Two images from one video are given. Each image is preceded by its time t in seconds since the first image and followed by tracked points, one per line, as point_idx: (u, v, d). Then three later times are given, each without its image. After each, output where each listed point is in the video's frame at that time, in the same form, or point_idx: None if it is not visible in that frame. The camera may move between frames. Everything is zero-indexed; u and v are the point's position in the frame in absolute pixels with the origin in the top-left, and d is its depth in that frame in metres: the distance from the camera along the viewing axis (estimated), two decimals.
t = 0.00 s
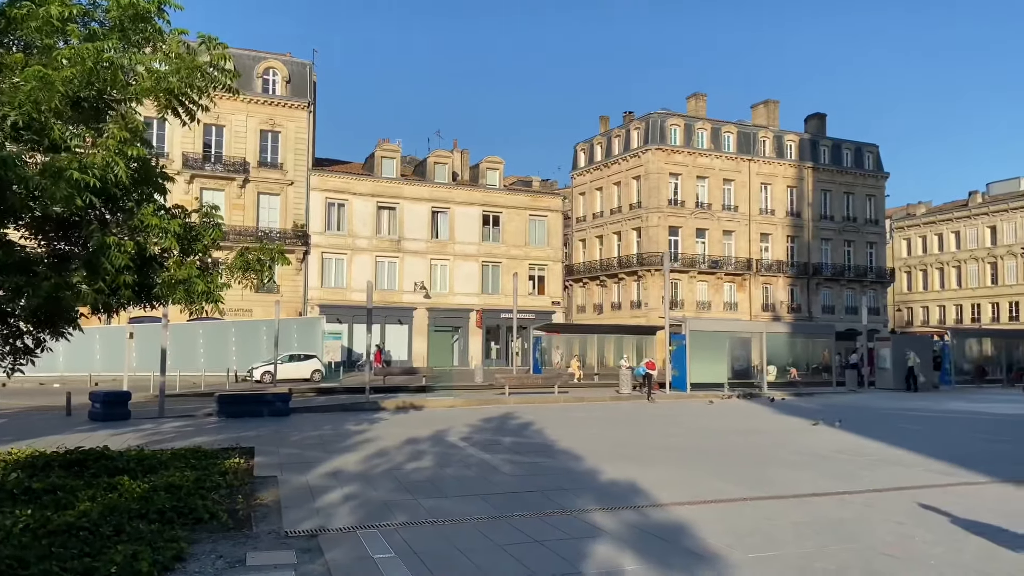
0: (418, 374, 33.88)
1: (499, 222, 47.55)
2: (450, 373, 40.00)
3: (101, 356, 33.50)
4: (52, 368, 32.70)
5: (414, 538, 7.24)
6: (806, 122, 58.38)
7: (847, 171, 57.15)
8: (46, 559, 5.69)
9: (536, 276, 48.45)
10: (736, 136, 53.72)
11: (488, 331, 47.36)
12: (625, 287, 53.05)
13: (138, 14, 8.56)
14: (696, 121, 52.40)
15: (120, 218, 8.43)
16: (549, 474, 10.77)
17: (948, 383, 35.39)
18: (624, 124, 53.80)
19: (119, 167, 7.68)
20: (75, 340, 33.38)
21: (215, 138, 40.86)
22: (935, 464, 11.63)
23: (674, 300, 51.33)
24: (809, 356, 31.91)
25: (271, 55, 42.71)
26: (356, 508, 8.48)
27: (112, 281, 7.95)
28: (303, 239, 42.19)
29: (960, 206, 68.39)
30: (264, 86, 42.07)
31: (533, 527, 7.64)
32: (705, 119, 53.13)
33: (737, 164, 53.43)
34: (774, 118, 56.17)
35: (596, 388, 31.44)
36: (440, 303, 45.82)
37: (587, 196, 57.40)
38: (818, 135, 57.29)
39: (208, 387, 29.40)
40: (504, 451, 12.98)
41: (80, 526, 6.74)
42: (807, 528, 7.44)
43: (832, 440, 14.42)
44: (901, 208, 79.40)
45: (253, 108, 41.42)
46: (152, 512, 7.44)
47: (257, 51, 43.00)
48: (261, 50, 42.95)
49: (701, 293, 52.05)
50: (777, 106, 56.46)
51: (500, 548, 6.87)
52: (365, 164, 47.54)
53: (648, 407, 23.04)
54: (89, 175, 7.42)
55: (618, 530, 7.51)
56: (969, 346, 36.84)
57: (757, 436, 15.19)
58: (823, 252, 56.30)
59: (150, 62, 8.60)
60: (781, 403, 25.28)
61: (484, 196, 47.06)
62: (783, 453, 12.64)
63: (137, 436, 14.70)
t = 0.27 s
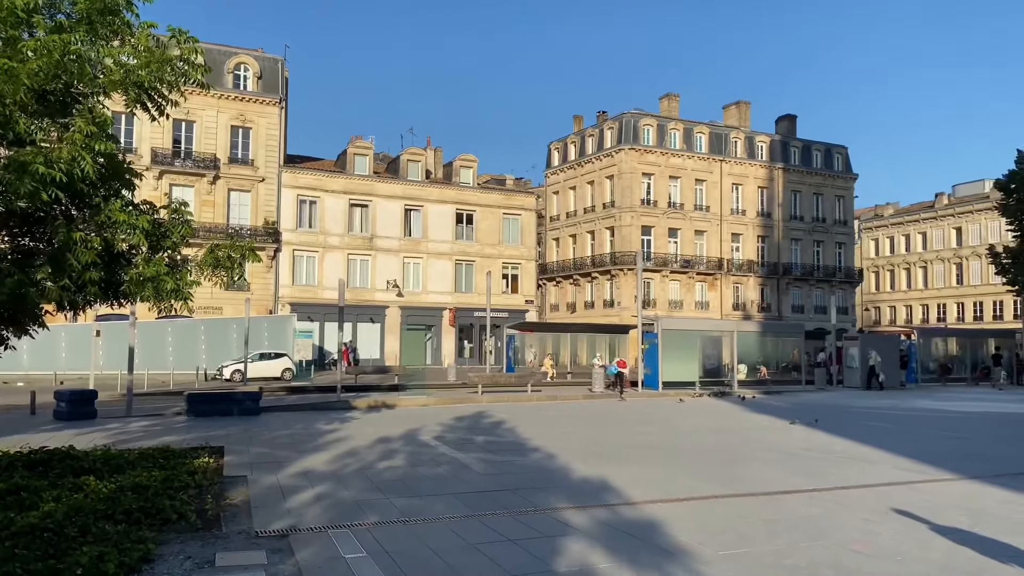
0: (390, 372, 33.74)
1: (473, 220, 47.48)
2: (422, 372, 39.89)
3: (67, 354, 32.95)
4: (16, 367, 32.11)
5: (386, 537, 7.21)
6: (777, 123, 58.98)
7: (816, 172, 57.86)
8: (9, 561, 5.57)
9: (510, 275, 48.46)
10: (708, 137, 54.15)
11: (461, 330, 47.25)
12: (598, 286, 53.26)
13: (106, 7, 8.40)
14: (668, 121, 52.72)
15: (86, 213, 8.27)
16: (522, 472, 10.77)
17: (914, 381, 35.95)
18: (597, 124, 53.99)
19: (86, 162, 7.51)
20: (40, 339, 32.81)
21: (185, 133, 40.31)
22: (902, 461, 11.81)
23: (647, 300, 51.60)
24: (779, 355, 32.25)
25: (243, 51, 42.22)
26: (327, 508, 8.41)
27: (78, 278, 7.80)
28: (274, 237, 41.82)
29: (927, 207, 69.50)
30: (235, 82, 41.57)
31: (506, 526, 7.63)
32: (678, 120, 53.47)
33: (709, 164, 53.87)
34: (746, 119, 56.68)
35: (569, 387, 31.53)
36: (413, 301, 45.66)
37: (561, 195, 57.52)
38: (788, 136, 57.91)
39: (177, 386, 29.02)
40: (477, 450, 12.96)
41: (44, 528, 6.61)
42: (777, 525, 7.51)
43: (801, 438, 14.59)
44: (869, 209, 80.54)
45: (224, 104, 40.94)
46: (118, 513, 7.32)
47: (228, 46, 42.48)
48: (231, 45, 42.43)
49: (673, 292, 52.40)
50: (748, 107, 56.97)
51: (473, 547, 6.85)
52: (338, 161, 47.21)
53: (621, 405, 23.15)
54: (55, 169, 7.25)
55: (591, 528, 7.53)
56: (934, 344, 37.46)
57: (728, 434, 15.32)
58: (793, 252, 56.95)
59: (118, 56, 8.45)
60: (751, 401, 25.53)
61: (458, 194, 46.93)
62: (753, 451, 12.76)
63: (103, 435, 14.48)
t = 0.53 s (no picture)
0: (364, 370, 33.59)
1: (448, 218, 47.40)
2: (397, 370, 39.75)
3: (35, 352, 32.45)
4: None
5: (359, 537, 7.18)
6: (750, 123, 59.49)
7: (788, 173, 58.48)
8: None
9: (485, 273, 48.44)
10: (682, 137, 54.51)
11: (437, 328, 47.14)
12: (573, 285, 53.42)
13: None
14: (643, 121, 53.00)
15: (55, 210, 8.14)
16: (496, 471, 10.77)
17: (883, 379, 36.46)
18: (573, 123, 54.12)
19: (54, 157, 7.39)
20: (7, 336, 32.31)
21: (157, 129, 39.78)
22: (870, 459, 11.98)
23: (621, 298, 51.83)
24: (751, 353, 32.57)
25: (215, 46, 41.76)
26: (300, 507, 8.35)
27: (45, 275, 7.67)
28: (247, 234, 41.46)
29: (897, 208, 70.47)
30: (208, 78, 41.12)
31: (480, 524, 7.63)
32: (652, 120, 53.76)
33: (683, 164, 54.25)
34: (719, 119, 57.14)
35: (543, 385, 31.61)
36: (388, 299, 45.49)
37: (536, 194, 57.60)
38: (761, 137, 58.46)
39: (147, 384, 28.64)
40: (451, 448, 12.95)
41: (10, 529, 6.50)
42: (748, 523, 7.59)
43: (772, 436, 14.76)
44: (841, 209, 81.55)
45: (196, 99, 40.48)
46: (86, 514, 7.21)
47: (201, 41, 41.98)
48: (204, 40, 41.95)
49: (648, 290, 52.72)
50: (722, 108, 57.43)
51: (447, 546, 6.84)
52: (312, 158, 46.88)
53: (595, 403, 23.24)
54: (23, 165, 7.13)
55: (564, 525, 7.55)
56: (903, 343, 38.04)
57: (701, 432, 15.44)
58: (765, 252, 57.52)
59: (87, 50, 8.33)
60: (723, 399, 25.77)
61: (433, 191, 46.80)
62: (725, 449, 12.88)
63: (72, 434, 14.28)
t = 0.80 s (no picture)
0: (341, 368, 33.44)
1: (425, 215, 47.28)
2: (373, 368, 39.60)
3: (5, 350, 31.99)
4: None
5: (335, 535, 7.16)
6: (726, 123, 59.91)
7: (764, 172, 58.98)
8: None
9: (463, 271, 48.39)
10: (660, 136, 54.79)
11: (414, 326, 47.00)
12: (551, 283, 53.53)
13: None
14: (621, 120, 53.20)
15: (26, 205, 8.04)
16: (472, 468, 10.78)
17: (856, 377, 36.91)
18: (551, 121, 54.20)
19: (24, 152, 7.29)
20: None
21: (131, 124, 39.29)
22: (843, 456, 12.14)
23: (599, 297, 51.99)
24: (726, 351, 32.84)
25: (191, 40, 41.33)
26: (275, 506, 8.31)
27: (15, 271, 7.57)
28: (223, 230, 41.12)
29: (870, 208, 71.30)
30: (183, 73, 40.69)
31: (456, 521, 7.64)
32: (630, 119, 53.98)
33: (660, 163, 54.54)
34: (696, 119, 57.50)
35: (521, 383, 31.65)
36: (365, 297, 45.32)
37: (514, 192, 57.63)
38: (738, 137, 58.91)
39: (120, 382, 28.32)
40: (427, 446, 12.95)
41: None
42: (722, 520, 7.67)
43: (746, 433, 14.89)
44: (815, 209, 82.38)
45: (171, 94, 40.04)
46: (57, 513, 7.13)
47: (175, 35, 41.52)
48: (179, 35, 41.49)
49: (625, 289, 52.96)
50: (699, 107, 57.81)
51: (422, 544, 6.84)
52: (288, 155, 46.55)
53: (571, 401, 23.32)
54: None
55: (539, 522, 7.59)
56: (876, 342, 38.51)
57: (676, 429, 15.56)
58: (741, 251, 57.98)
59: (58, 43, 8.21)
60: (699, 396, 25.95)
61: (410, 189, 46.65)
62: (700, 446, 12.98)
63: (42, 433, 14.08)
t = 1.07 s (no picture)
0: (320, 366, 33.30)
1: (405, 213, 47.16)
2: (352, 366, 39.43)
3: None
4: None
5: (312, 534, 7.12)
6: (706, 123, 60.22)
7: (743, 172, 59.40)
8: None
9: (443, 269, 48.32)
10: (640, 135, 54.98)
11: (394, 324, 46.87)
12: (531, 281, 53.58)
13: None
14: (602, 119, 53.35)
15: None
16: (451, 467, 10.78)
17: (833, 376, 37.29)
18: (532, 119, 54.24)
19: None
20: None
21: (107, 119, 38.86)
22: (819, 454, 12.26)
23: (579, 295, 52.12)
24: (705, 349, 33.04)
25: (168, 35, 40.90)
26: (252, 504, 8.26)
27: None
28: (200, 227, 40.80)
29: (847, 208, 72.00)
30: (161, 68, 40.28)
31: (435, 520, 7.63)
32: (611, 117, 54.15)
33: (641, 162, 54.76)
34: (676, 119, 57.79)
35: (501, 381, 31.65)
36: (344, 295, 45.14)
37: (495, 190, 57.61)
38: (717, 136, 59.26)
39: (95, 380, 28.02)
40: (406, 445, 12.93)
41: None
42: (699, 517, 7.72)
43: (724, 431, 15.00)
44: (793, 209, 83.10)
45: (148, 90, 39.62)
46: (30, 513, 7.04)
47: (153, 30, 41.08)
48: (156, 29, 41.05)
49: (604, 287, 53.13)
50: (679, 107, 58.10)
51: (400, 543, 6.83)
52: (267, 151, 46.23)
53: (551, 399, 23.37)
54: None
55: (518, 520, 7.60)
56: (852, 340, 38.93)
57: (654, 427, 15.63)
58: (720, 250, 58.36)
59: (32, 38, 8.10)
60: (678, 395, 26.11)
61: (390, 186, 46.51)
62: (678, 444, 13.05)
63: (15, 432, 13.89)
